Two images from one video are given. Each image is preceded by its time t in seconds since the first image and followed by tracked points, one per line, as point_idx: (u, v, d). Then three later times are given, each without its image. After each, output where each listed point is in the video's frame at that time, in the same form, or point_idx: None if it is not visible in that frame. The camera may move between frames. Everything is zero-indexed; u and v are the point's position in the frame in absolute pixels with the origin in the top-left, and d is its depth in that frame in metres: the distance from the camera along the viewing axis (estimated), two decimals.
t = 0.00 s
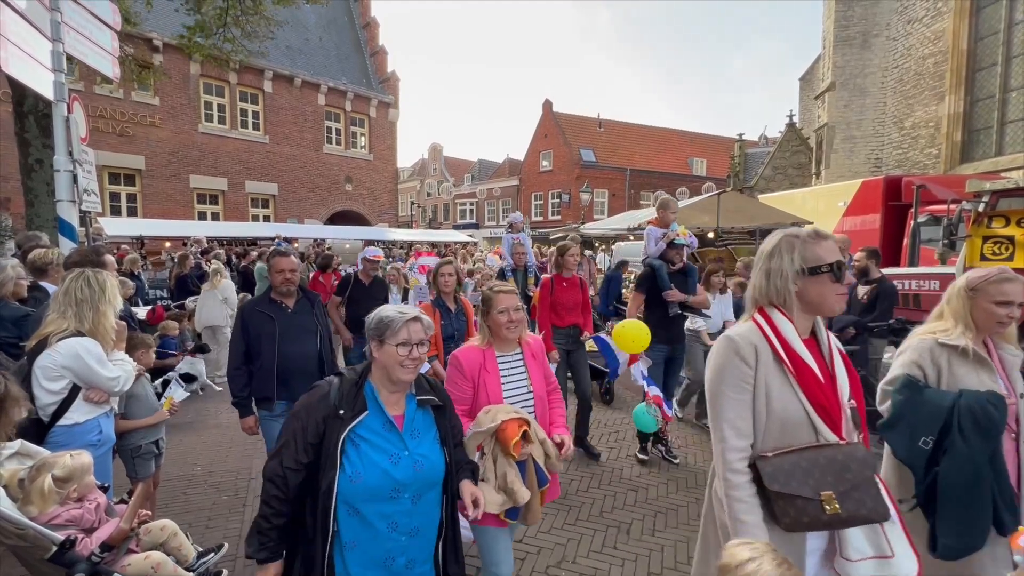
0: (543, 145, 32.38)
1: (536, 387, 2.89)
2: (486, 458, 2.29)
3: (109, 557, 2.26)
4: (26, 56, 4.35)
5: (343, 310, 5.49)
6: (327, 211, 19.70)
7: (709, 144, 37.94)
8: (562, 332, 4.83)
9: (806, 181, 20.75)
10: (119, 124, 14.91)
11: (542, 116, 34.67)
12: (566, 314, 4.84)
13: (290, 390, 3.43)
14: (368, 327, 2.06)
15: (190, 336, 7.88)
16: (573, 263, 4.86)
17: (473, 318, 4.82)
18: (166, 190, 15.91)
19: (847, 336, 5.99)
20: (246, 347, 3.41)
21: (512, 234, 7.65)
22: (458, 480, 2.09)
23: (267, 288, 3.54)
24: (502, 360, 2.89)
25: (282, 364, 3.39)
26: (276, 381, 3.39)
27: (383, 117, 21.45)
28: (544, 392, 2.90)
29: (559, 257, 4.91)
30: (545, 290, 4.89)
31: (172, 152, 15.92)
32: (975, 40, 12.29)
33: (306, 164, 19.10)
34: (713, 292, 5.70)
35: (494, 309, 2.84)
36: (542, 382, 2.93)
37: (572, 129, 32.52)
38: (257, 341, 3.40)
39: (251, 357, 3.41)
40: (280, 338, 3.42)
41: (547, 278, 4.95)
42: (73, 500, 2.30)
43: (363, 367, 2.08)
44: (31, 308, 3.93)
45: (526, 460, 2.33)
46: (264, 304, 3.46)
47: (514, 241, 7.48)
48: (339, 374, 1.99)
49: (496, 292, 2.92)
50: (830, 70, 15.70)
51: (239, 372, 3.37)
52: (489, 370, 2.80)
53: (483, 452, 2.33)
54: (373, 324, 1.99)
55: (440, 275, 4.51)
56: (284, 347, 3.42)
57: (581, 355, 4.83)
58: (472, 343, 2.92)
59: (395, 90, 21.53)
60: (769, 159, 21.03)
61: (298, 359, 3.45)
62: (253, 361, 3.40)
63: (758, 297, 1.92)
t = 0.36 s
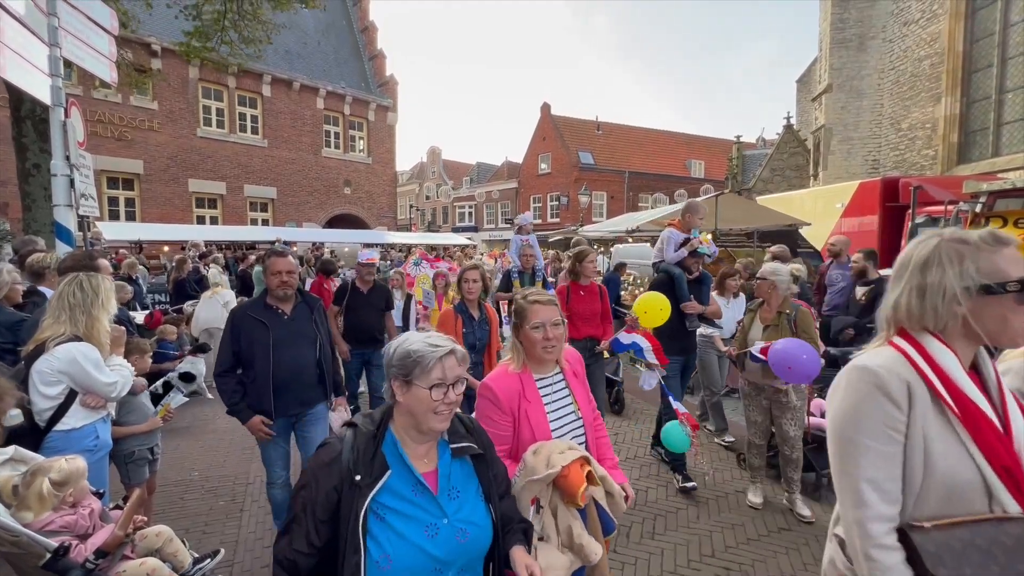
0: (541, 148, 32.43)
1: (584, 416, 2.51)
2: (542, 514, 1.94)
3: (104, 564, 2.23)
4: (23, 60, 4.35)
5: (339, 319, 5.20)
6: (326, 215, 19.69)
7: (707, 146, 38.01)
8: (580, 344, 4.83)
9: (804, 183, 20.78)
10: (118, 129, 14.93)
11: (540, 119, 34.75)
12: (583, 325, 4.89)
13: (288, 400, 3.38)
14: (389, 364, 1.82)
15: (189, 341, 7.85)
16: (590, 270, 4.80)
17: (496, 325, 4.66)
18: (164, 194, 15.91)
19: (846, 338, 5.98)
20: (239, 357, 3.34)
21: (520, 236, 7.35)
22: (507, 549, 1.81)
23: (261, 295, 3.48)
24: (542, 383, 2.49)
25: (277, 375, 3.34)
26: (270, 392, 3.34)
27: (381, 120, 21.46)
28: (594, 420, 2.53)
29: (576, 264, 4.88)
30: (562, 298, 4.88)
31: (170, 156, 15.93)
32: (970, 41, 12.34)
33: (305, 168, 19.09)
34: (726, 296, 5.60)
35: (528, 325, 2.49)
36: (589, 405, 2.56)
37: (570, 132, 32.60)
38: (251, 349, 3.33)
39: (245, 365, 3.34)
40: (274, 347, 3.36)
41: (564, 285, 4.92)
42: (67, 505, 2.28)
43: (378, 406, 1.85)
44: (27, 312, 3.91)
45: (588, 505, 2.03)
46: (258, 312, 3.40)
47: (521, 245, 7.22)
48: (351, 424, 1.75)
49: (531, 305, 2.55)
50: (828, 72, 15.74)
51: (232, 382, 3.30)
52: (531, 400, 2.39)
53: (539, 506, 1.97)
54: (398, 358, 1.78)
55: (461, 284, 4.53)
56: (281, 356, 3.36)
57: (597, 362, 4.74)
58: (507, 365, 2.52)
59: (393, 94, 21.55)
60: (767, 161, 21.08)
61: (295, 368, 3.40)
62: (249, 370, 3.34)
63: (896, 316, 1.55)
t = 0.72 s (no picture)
0: (539, 150, 32.49)
1: (663, 463, 2.15)
2: None
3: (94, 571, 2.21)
4: (17, 64, 4.33)
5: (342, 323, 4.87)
6: (323, 217, 19.66)
7: (703, 149, 38.12)
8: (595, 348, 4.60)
9: (800, 185, 20.86)
10: (114, 132, 14.92)
11: (538, 122, 34.80)
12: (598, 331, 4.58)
13: (289, 433, 2.84)
14: (463, 396, 1.45)
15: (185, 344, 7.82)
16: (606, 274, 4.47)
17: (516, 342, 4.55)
18: (161, 198, 15.88)
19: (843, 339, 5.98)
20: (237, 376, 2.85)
21: (528, 238, 7.00)
22: None
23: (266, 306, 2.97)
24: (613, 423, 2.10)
25: (280, 401, 2.82)
26: (272, 419, 2.82)
27: (379, 123, 21.46)
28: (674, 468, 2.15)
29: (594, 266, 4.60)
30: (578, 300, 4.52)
31: (167, 160, 15.90)
32: (964, 44, 12.43)
33: (302, 171, 19.08)
34: (735, 299, 5.57)
35: (603, 352, 2.15)
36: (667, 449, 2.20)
37: (568, 134, 32.67)
38: (251, 369, 2.83)
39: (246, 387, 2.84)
40: (278, 369, 2.84)
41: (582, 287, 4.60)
42: (58, 511, 2.26)
43: (440, 446, 1.41)
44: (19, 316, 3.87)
45: None
46: (261, 325, 2.89)
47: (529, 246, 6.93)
48: (416, 479, 1.26)
49: (609, 328, 2.20)
50: (823, 75, 15.82)
51: (228, 405, 2.81)
52: (600, 443, 2.00)
53: None
54: (480, 388, 1.42)
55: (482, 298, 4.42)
56: (283, 379, 2.83)
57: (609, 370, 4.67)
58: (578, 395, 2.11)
59: (390, 97, 21.56)
60: (764, 163, 21.16)
61: (298, 395, 2.85)
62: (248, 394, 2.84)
63: None
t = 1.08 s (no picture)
0: (536, 153, 32.56)
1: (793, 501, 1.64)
2: None
3: None
4: (13, 67, 4.33)
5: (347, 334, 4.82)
6: (321, 221, 19.63)
7: (700, 152, 38.26)
8: (611, 361, 4.48)
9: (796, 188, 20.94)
10: (111, 135, 14.88)
11: (535, 125, 34.88)
12: (615, 342, 4.46)
13: (305, 448, 2.56)
14: (647, 445, 1.10)
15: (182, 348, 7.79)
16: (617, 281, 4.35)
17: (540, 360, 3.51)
18: (158, 201, 15.84)
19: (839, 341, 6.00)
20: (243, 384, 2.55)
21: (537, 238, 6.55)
22: None
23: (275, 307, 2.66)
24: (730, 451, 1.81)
25: (294, 415, 2.53)
26: (283, 435, 2.52)
27: (376, 126, 21.46)
28: (799, 495, 1.68)
29: (603, 272, 4.53)
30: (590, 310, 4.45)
31: (164, 163, 15.86)
32: (956, 48, 12.55)
33: (300, 174, 19.06)
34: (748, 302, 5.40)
35: (723, 368, 1.94)
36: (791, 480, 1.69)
37: (565, 137, 32.76)
38: (260, 379, 2.52)
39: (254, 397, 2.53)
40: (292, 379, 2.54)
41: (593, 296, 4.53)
42: (50, 516, 2.25)
43: (605, 513, 1.17)
44: (15, 319, 3.86)
45: None
46: (271, 329, 2.58)
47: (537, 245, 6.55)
48: (578, 557, 1.06)
49: (729, 339, 1.97)
50: (817, 78, 15.92)
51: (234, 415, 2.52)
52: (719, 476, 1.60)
53: None
54: (672, 444, 1.07)
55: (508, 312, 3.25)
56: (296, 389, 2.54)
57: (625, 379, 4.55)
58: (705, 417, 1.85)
59: (388, 100, 21.60)
60: (760, 166, 21.25)
61: (315, 407, 2.57)
62: (257, 406, 2.53)
63: None
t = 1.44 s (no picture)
0: (534, 156, 32.64)
1: None
2: None
3: None
4: (7, 70, 4.32)
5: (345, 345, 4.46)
6: (319, 223, 19.61)
7: (698, 155, 38.39)
8: (624, 376, 3.63)
9: (794, 191, 21.05)
10: (108, 138, 14.87)
11: (533, 128, 34.95)
12: (630, 352, 3.59)
13: (309, 498, 2.11)
14: None
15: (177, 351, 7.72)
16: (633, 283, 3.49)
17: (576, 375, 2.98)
18: (155, 204, 15.81)
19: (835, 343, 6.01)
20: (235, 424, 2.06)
21: (553, 242, 6.12)
22: None
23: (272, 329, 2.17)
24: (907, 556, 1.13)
25: (296, 461, 2.06)
26: (282, 487, 2.04)
27: (374, 129, 21.47)
28: None
29: (614, 275, 3.57)
30: (601, 316, 3.53)
31: (161, 165, 15.84)
32: (951, 53, 12.64)
33: (298, 176, 19.05)
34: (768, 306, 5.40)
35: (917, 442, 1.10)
36: None
37: (563, 140, 32.85)
38: (255, 418, 2.03)
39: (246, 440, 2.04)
40: (297, 419, 2.07)
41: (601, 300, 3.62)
42: (35, 523, 2.23)
43: None
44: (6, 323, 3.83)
45: None
46: (270, 357, 2.11)
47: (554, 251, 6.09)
48: None
49: (916, 394, 1.15)
50: (814, 82, 16.00)
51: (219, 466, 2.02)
52: None
53: None
54: None
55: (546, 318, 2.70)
56: (303, 430, 2.08)
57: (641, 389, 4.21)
58: (880, 520, 1.12)
59: (386, 103, 21.64)
60: (757, 169, 21.35)
61: (324, 451, 2.12)
62: (250, 452, 2.04)
63: None
